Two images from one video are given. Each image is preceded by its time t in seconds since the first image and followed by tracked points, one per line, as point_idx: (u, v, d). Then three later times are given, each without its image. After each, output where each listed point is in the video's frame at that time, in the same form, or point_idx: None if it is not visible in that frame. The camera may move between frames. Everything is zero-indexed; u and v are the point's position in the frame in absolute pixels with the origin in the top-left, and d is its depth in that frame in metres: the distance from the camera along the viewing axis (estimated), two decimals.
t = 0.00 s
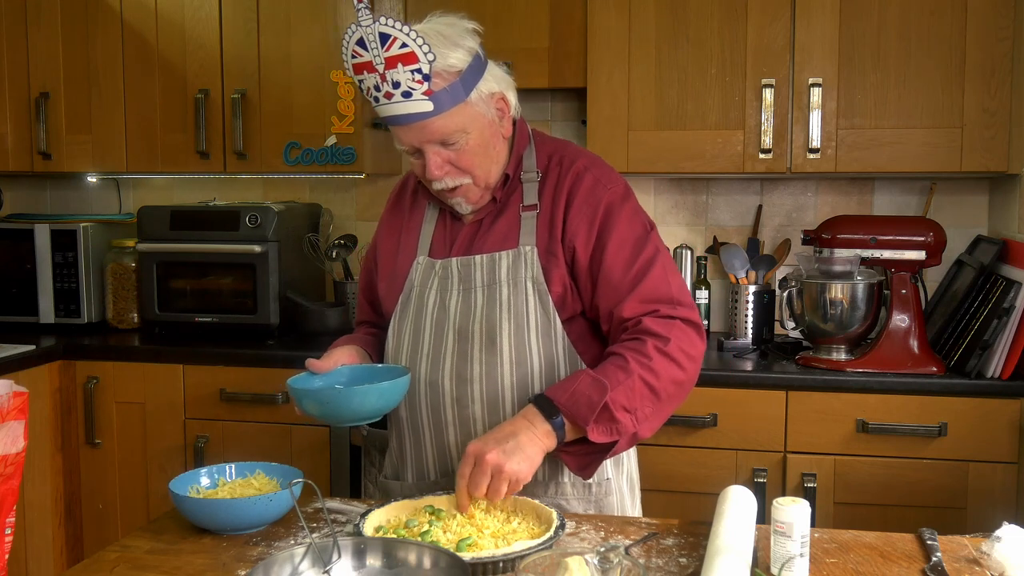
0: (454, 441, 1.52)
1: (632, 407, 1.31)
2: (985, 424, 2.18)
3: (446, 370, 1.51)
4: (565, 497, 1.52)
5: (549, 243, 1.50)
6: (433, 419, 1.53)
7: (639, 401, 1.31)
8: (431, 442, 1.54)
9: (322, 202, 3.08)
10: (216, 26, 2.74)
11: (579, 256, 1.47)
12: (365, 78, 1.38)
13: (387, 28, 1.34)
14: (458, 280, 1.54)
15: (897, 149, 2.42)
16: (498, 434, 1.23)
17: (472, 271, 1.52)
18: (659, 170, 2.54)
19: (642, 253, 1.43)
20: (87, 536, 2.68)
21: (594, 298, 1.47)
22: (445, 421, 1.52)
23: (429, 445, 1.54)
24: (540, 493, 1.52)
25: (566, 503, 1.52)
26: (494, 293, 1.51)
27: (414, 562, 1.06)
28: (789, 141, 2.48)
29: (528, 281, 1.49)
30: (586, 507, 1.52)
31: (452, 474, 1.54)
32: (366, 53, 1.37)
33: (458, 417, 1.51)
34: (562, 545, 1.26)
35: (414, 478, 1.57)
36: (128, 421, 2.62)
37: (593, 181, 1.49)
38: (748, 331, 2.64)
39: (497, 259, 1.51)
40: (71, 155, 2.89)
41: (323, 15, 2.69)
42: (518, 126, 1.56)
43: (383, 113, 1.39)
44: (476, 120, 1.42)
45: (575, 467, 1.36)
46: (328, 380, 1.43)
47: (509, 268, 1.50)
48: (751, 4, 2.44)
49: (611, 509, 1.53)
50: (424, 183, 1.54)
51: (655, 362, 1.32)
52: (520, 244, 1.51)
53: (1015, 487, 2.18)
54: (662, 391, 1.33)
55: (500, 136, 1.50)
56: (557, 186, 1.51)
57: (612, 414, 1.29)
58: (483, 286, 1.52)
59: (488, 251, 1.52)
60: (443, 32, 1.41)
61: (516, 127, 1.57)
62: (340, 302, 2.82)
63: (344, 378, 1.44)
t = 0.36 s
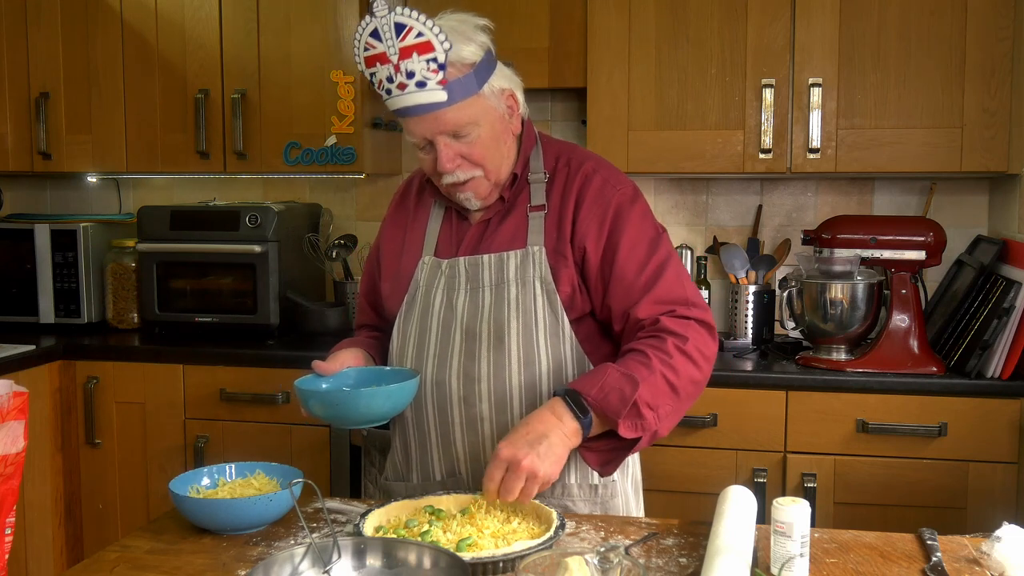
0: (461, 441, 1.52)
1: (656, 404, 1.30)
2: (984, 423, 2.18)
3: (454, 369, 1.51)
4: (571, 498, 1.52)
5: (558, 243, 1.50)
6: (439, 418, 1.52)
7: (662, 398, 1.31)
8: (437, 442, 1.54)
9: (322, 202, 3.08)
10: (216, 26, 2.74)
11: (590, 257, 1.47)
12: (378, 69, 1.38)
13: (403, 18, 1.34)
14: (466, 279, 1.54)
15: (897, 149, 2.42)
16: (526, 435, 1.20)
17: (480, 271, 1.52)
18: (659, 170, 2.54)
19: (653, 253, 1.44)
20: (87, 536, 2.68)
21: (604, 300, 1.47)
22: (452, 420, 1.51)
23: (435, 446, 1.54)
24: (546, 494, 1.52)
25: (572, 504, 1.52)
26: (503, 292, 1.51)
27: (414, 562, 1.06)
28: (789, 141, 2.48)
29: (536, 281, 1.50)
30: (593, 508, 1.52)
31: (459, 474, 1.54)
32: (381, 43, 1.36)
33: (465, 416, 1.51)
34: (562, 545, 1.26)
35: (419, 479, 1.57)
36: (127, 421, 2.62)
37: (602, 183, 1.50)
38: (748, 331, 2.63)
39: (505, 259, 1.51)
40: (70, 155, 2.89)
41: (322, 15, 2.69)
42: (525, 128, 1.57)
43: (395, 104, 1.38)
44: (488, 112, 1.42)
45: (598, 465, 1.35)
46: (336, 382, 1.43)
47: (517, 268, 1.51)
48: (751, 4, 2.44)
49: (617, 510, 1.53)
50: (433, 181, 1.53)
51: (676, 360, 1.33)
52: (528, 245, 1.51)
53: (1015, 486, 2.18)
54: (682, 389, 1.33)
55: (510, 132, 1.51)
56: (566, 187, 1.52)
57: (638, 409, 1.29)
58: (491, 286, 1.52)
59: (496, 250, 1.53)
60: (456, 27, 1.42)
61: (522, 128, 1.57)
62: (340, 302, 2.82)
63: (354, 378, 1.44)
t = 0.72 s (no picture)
0: (462, 442, 1.52)
1: (642, 396, 1.30)
2: (984, 424, 2.18)
3: (453, 370, 1.51)
4: (574, 497, 1.52)
5: (553, 241, 1.50)
6: (440, 420, 1.52)
7: (650, 391, 1.31)
8: (438, 444, 1.54)
9: (322, 202, 3.08)
10: (216, 26, 2.74)
11: (584, 253, 1.47)
12: (383, 33, 1.41)
13: None
14: (461, 279, 1.53)
15: (897, 149, 2.42)
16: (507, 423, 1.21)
17: (476, 270, 1.52)
18: (659, 170, 2.54)
19: (646, 248, 1.44)
20: (87, 536, 2.69)
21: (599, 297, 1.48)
22: (453, 422, 1.52)
23: (436, 448, 1.54)
24: (548, 493, 1.52)
25: (574, 503, 1.52)
26: (500, 291, 1.50)
27: (414, 563, 1.06)
28: (789, 141, 2.48)
29: (534, 280, 1.50)
30: (594, 507, 1.52)
31: (461, 476, 1.54)
32: (389, 6, 1.40)
33: (466, 418, 1.51)
34: (562, 545, 1.26)
35: (421, 481, 1.57)
36: (128, 421, 2.62)
37: (595, 178, 1.49)
38: (748, 331, 2.63)
39: (501, 258, 1.50)
40: (70, 155, 2.89)
41: (322, 15, 2.69)
42: (515, 124, 1.57)
43: (399, 65, 1.40)
44: (488, 82, 1.45)
45: (584, 456, 1.36)
46: (336, 382, 1.43)
47: (513, 267, 1.50)
48: (751, 4, 2.44)
49: (618, 508, 1.53)
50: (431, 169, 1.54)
51: (666, 354, 1.32)
52: (524, 243, 1.51)
53: (1015, 487, 2.18)
54: (672, 382, 1.33)
55: (506, 117, 1.52)
56: (558, 183, 1.52)
57: (624, 402, 1.29)
58: (487, 285, 1.51)
59: (491, 248, 1.52)
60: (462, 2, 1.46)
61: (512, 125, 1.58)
62: (340, 302, 2.82)
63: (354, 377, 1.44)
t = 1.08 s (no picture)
0: (463, 443, 1.52)
1: (653, 394, 1.29)
2: (984, 424, 2.18)
3: (453, 373, 1.51)
4: (574, 497, 1.52)
5: (551, 242, 1.50)
6: (440, 422, 1.52)
7: (659, 388, 1.30)
8: (438, 447, 1.54)
9: (322, 202, 3.08)
10: (216, 26, 2.74)
11: (582, 251, 1.47)
12: (382, 53, 1.37)
13: (417, 2, 1.34)
14: (459, 281, 1.53)
15: (897, 149, 2.42)
16: (524, 436, 1.17)
17: (474, 272, 1.52)
18: (659, 170, 2.54)
19: (643, 246, 1.43)
20: (87, 536, 2.69)
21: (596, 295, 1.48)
22: (454, 424, 1.52)
23: (436, 450, 1.54)
24: (549, 494, 1.52)
25: (575, 504, 1.52)
26: (498, 293, 1.50)
27: (414, 562, 1.06)
28: (789, 141, 2.48)
29: (532, 281, 1.50)
30: (595, 507, 1.52)
31: (462, 478, 1.54)
32: (389, 27, 1.36)
33: (467, 420, 1.51)
34: (562, 545, 1.26)
35: (421, 483, 1.58)
36: (128, 421, 2.62)
37: (590, 178, 1.49)
38: (748, 331, 2.63)
39: (498, 259, 1.50)
40: (70, 155, 2.89)
41: (322, 15, 2.69)
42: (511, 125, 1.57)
43: (398, 90, 1.37)
44: (489, 106, 1.43)
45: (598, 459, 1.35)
46: (336, 386, 1.43)
47: (511, 268, 1.50)
48: (751, 4, 2.44)
49: (618, 507, 1.54)
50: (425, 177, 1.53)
51: (671, 349, 1.32)
52: (521, 244, 1.51)
53: (1015, 487, 2.18)
54: (678, 377, 1.32)
55: (505, 130, 1.51)
56: (555, 183, 1.52)
57: (637, 400, 1.27)
58: (485, 287, 1.51)
59: (489, 250, 1.53)
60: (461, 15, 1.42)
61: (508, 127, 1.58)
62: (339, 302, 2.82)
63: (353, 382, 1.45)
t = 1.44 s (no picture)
0: (460, 446, 1.52)
1: (637, 404, 1.28)
2: (984, 424, 2.18)
3: (450, 375, 1.51)
4: (573, 500, 1.52)
5: (550, 243, 1.50)
6: (438, 424, 1.52)
7: (643, 397, 1.29)
8: (436, 448, 1.54)
9: (321, 202, 3.08)
10: (216, 26, 2.74)
11: (578, 252, 1.48)
12: (376, 58, 1.38)
13: (408, 7, 1.34)
14: (458, 283, 1.53)
15: (897, 149, 2.42)
16: (501, 446, 1.17)
17: (472, 273, 1.52)
18: (659, 170, 2.54)
19: (639, 248, 1.43)
20: (87, 536, 2.69)
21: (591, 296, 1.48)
22: (452, 426, 1.52)
23: (435, 451, 1.54)
24: (548, 495, 1.52)
25: (574, 505, 1.52)
26: (496, 294, 1.51)
27: (414, 563, 1.06)
28: (789, 141, 2.48)
29: (531, 283, 1.50)
30: (593, 508, 1.52)
31: (459, 480, 1.54)
32: (382, 32, 1.36)
33: (465, 423, 1.51)
34: (562, 546, 1.26)
35: (420, 484, 1.58)
36: (128, 421, 2.62)
37: (589, 179, 1.50)
38: (747, 331, 2.63)
39: (498, 260, 1.50)
40: (70, 155, 2.89)
41: (322, 15, 2.69)
42: (512, 125, 1.57)
43: (393, 94, 1.38)
44: (485, 108, 1.42)
45: (583, 472, 1.33)
46: (334, 384, 1.43)
47: (510, 270, 1.50)
48: (751, 4, 2.44)
49: (617, 508, 1.54)
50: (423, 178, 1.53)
51: (655, 358, 1.31)
52: (520, 245, 1.51)
53: (1015, 486, 2.18)
54: (664, 385, 1.32)
55: (503, 130, 1.51)
56: (554, 184, 1.52)
57: (619, 411, 1.26)
58: (484, 289, 1.51)
59: (488, 251, 1.52)
60: (457, 18, 1.42)
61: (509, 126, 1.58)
62: (339, 302, 2.82)
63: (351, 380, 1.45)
